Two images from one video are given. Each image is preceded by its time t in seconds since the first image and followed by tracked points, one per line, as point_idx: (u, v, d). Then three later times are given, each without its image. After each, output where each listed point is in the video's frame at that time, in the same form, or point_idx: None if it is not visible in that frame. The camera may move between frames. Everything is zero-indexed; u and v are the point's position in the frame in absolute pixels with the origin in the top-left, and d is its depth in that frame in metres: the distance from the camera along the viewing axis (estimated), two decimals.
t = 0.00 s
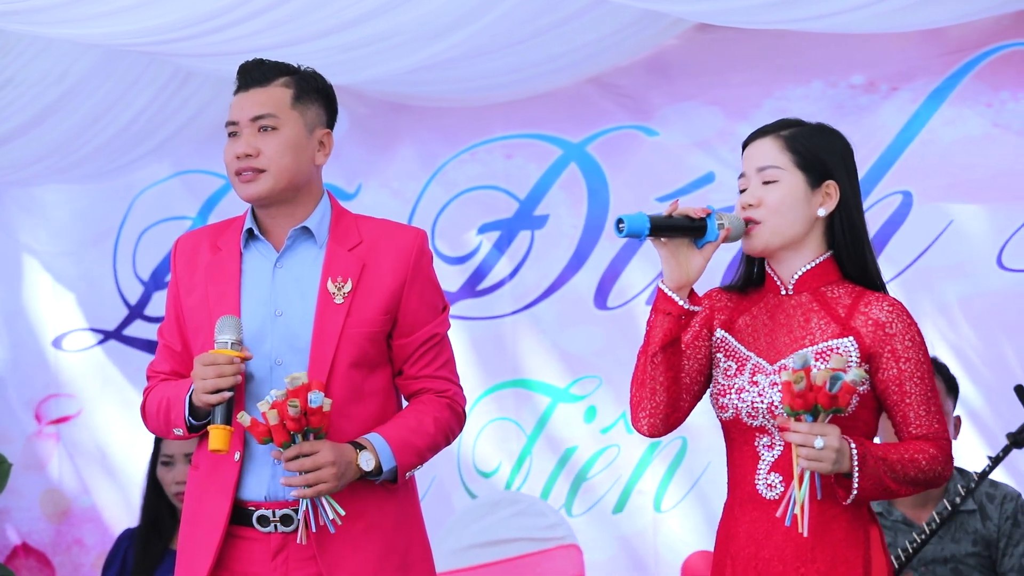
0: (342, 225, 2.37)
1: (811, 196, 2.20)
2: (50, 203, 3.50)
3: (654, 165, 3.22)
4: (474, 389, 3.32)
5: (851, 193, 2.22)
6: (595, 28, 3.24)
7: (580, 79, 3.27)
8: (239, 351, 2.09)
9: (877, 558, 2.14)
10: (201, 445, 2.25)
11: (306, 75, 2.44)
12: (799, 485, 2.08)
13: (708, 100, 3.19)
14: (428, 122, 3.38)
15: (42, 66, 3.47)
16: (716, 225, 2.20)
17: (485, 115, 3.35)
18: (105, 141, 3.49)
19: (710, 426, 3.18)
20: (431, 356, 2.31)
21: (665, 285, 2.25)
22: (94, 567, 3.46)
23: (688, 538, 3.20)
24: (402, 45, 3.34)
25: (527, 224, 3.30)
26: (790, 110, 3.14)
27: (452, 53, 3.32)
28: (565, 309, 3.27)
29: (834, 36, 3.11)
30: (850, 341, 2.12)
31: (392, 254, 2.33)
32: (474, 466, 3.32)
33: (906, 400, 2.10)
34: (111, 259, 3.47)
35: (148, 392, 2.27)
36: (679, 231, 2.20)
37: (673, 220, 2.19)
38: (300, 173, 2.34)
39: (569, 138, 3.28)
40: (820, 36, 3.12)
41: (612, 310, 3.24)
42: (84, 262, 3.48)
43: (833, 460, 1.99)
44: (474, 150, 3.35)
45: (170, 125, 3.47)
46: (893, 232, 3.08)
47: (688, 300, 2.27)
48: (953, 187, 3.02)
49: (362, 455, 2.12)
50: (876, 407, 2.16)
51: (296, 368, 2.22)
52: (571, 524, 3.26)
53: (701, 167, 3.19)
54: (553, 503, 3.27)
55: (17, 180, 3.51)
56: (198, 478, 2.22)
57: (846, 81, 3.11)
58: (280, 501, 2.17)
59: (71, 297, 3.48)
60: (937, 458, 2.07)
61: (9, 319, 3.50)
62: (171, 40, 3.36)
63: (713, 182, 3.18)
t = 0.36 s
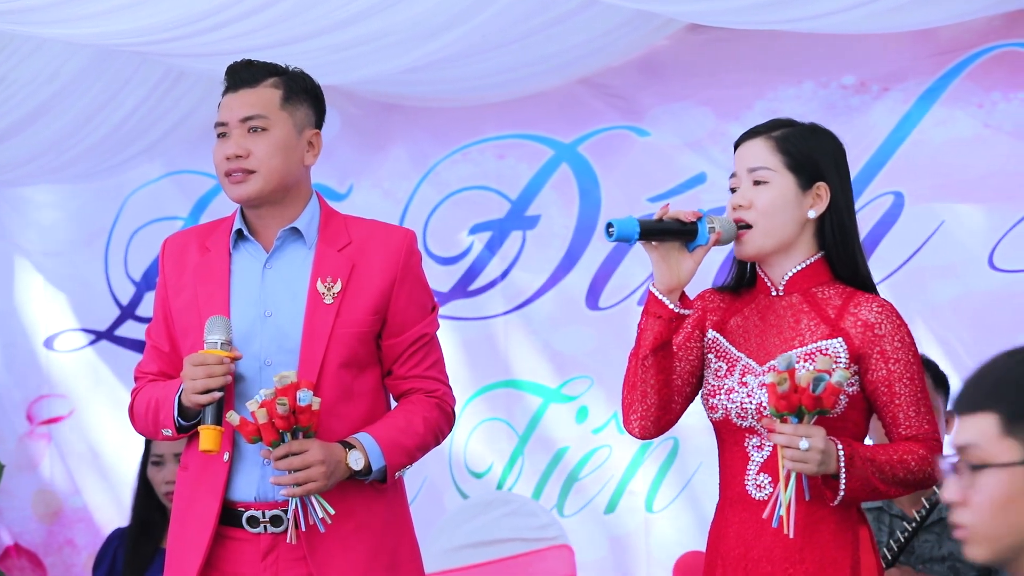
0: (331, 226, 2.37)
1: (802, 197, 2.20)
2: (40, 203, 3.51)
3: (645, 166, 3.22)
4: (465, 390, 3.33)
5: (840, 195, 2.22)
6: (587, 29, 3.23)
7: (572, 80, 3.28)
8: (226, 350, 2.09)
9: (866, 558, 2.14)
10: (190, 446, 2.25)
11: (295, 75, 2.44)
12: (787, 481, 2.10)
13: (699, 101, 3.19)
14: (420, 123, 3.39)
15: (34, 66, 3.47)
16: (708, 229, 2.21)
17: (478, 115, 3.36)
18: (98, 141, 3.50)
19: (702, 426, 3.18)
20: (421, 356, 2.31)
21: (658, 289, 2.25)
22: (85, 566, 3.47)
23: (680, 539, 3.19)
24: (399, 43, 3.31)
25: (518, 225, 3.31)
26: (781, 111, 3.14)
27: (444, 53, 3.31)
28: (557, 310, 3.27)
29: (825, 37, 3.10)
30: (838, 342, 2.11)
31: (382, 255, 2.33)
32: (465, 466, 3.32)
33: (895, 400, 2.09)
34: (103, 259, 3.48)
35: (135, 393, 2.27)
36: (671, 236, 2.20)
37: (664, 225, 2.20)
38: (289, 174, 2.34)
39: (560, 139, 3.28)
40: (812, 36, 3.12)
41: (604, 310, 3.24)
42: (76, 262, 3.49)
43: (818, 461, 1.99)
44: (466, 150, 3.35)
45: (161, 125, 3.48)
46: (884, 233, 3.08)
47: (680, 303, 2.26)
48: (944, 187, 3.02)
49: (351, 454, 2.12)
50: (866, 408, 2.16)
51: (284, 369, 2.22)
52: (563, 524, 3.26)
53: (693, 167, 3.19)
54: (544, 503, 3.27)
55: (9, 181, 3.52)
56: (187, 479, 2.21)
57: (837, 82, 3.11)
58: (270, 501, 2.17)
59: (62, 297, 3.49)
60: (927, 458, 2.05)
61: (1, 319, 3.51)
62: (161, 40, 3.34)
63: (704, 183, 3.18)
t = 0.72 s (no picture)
0: (328, 226, 2.36)
1: (800, 197, 2.19)
2: (40, 203, 3.51)
3: (645, 166, 3.22)
4: (464, 390, 3.33)
5: (837, 194, 2.21)
6: (586, 29, 3.23)
7: (571, 80, 3.28)
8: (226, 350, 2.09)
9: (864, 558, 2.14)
10: (186, 447, 2.24)
11: (291, 76, 2.44)
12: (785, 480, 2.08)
13: (699, 100, 3.19)
14: (420, 123, 3.39)
15: (33, 66, 3.47)
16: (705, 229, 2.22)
17: (478, 115, 3.36)
18: (97, 141, 3.50)
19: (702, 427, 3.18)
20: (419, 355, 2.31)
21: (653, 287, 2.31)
22: (85, 567, 3.48)
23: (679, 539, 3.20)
24: (394, 44, 3.33)
25: (517, 225, 3.30)
26: (781, 111, 3.14)
27: (444, 53, 3.32)
28: (556, 310, 3.27)
29: (825, 37, 3.10)
30: (835, 343, 2.11)
31: (379, 255, 2.33)
32: (464, 467, 3.33)
33: (892, 401, 2.09)
34: (102, 259, 3.48)
35: (131, 393, 2.27)
36: (666, 236, 2.22)
37: (660, 225, 2.22)
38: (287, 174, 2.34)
39: (559, 139, 3.28)
40: (812, 36, 3.11)
41: (603, 310, 3.24)
42: (75, 262, 3.49)
43: (813, 463, 1.99)
44: (466, 150, 3.35)
45: (161, 125, 3.47)
46: (884, 233, 3.08)
47: (676, 303, 2.31)
48: (943, 187, 3.02)
49: (352, 455, 2.12)
50: (863, 409, 2.16)
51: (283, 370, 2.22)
52: (563, 524, 3.26)
53: (693, 167, 3.19)
54: (544, 503, 3.27)
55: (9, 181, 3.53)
56: (184, 480, 2.21)
57: (837, 82, 3.10)
58: (267, 502, 2.17)
59: (62, 297, 3.49)
60: (923, 458, 2.06)
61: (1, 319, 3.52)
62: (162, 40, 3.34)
63: (704, 183, 3.18)
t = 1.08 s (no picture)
0: (324, 226, 2.37)
1: (799, 198, 2.19)
2: (39, 203, 3.51)
3: (645, 166, 3.22)
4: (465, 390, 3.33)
5: (838, 194, 2.21)
6: (586, 29, 3.24)
7: (572, 80, 3.28)
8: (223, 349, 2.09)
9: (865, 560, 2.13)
10: (181, 447, 2.24)
11: (287, 76, 2.43)
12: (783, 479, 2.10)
13: (699, 101, 3.18)
14: (420, 123, 3.38)
15: (34, 66, 3.47)
16: (704, 230, 2.21)
17: (477, 115, 3.35)
18: (97, 141, 3.50)
19: (700, 426, 3.18)
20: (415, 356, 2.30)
21: (652, 291, 2.27)
22: (85, 567, 3.48)
23: (678, 540, 3.20)
24: (394, 45, 3.34)
25: (517, 225, 3.30)
26: (781, 111, 3.14)
27: (444, 53, 3.32)
28: (556, 310, 3.27)
29: (825, 36, 3.10)
30: (835, 343, 2.11)
31: (375, 255, 2.33)
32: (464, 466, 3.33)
33: (892, 400, 2.08)
34: (102, 259, 3.48)
35: (124, 394, 2.26)
36: (666, 237, 2.21)
37: (660, 226, 2.21)
38: (283, 175, 2.34)
39: (559, 139, 3.28)
40: (812, 36, 3.11)
41: (603, 310, 3.24)
42: (75, 262, 3.49)
43: (812, 463, 2.00)
44: (465, 150, 3.35)
45: (161, 125, 3.47)
46: (884, 233, 3.08)
47: (675, 304, 2.28)
48: (942, 187, 3.02)
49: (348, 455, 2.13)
50: (863, 409, 2.15)
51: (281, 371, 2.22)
52: (563, 524, 3.26)
53: (693, 167, 3.19)
54: (544, 504, 3.27)
55: (9, 180, 3.52)
56: (180, 481, 2.20)
57: (837, 82, 3.10)
58: (263, 502, 2.17)
59: (62, 297, 3.49)
60: (924, 458, 2.05)
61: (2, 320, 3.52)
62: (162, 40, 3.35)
63: (704, 183, 3.18)
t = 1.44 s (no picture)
0: (317, 227, 2.35)
1: (799, 198, 2.19)
2: (39, 203, 3.51)
3: (645, 166, 3.22)
4: (465, 390, 3.33)
5: (838, 194, 2.21)
6: (586, 29, 3.23)
7: (572, 80, 3.28)
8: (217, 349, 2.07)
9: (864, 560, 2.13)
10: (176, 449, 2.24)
11: (279, 76, 2.41)
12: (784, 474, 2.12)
13: (699, 101, 3.18)
14: (420, 123, 3.38)
15: (34, 66, 3.47)
16: (705, 230, 2.21)
17: (477, 115, 3.35)
18: (98, 141, 3.50)
19: (699, 426, 3.18)
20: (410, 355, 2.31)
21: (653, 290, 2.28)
22: (85, 567, 3.48)
23: (677, 540, 3.20)
24: (394, 44, 3.33)
25: (517, 225, 3.31)
26: (781, 111, 3.14)
27: (444, 53, 3.32)
28: (556, 310, 3.27)
29: (826, 37, 3.10)
30: (835, 343, 2.11)
31: (368, 255, 2.32)
32: (464, 466, 3.32)
33: (892, 401, 2.08)
34: (102, 259, 3.48)
35: (118, 396, 2.26)
36: (667, 238, 2.21)
37: (660, 227, 2.21)
38: (277, 176, 2.32)
39: (559, 139, 3.28)
40: (812, 36, 3.11)
41: (603, 310, 3.24)
42: (74, 262, 3.49)
43: (809, 463, 2.00)
44: (465, 150, 3.35)
45: (161, 125, 3.47)
46: (885, 233, 3.08)
47: (676, 305, 2.28)
48: (942, 187, 3.02)
49: (341, 456, 2.10)
50: (862, 409, 2.15)
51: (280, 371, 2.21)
52: (563, 524, 3.26)
53: (693, 167, 3.19)
54: (544, 504, 3.28)
55: (8, 181, 3.52)
56: (174, 481, 2.21)
57: (837, 82, 3.10)
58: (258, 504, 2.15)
59: (62, 297, 3.49)
60: (923, 458, 2.05)
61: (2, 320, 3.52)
62: (162, 40, 3.35)
63: (704, 183, 3.18)
